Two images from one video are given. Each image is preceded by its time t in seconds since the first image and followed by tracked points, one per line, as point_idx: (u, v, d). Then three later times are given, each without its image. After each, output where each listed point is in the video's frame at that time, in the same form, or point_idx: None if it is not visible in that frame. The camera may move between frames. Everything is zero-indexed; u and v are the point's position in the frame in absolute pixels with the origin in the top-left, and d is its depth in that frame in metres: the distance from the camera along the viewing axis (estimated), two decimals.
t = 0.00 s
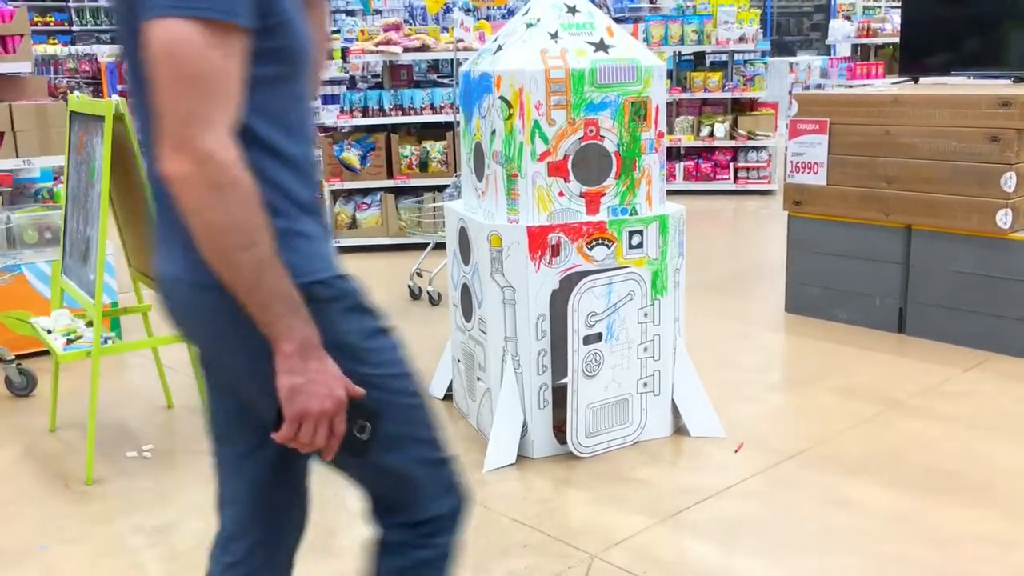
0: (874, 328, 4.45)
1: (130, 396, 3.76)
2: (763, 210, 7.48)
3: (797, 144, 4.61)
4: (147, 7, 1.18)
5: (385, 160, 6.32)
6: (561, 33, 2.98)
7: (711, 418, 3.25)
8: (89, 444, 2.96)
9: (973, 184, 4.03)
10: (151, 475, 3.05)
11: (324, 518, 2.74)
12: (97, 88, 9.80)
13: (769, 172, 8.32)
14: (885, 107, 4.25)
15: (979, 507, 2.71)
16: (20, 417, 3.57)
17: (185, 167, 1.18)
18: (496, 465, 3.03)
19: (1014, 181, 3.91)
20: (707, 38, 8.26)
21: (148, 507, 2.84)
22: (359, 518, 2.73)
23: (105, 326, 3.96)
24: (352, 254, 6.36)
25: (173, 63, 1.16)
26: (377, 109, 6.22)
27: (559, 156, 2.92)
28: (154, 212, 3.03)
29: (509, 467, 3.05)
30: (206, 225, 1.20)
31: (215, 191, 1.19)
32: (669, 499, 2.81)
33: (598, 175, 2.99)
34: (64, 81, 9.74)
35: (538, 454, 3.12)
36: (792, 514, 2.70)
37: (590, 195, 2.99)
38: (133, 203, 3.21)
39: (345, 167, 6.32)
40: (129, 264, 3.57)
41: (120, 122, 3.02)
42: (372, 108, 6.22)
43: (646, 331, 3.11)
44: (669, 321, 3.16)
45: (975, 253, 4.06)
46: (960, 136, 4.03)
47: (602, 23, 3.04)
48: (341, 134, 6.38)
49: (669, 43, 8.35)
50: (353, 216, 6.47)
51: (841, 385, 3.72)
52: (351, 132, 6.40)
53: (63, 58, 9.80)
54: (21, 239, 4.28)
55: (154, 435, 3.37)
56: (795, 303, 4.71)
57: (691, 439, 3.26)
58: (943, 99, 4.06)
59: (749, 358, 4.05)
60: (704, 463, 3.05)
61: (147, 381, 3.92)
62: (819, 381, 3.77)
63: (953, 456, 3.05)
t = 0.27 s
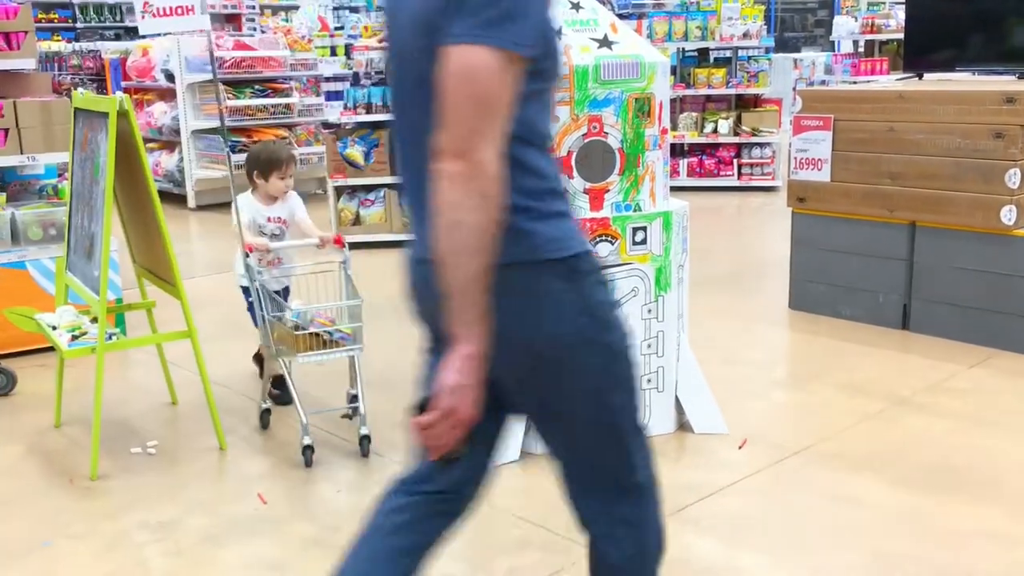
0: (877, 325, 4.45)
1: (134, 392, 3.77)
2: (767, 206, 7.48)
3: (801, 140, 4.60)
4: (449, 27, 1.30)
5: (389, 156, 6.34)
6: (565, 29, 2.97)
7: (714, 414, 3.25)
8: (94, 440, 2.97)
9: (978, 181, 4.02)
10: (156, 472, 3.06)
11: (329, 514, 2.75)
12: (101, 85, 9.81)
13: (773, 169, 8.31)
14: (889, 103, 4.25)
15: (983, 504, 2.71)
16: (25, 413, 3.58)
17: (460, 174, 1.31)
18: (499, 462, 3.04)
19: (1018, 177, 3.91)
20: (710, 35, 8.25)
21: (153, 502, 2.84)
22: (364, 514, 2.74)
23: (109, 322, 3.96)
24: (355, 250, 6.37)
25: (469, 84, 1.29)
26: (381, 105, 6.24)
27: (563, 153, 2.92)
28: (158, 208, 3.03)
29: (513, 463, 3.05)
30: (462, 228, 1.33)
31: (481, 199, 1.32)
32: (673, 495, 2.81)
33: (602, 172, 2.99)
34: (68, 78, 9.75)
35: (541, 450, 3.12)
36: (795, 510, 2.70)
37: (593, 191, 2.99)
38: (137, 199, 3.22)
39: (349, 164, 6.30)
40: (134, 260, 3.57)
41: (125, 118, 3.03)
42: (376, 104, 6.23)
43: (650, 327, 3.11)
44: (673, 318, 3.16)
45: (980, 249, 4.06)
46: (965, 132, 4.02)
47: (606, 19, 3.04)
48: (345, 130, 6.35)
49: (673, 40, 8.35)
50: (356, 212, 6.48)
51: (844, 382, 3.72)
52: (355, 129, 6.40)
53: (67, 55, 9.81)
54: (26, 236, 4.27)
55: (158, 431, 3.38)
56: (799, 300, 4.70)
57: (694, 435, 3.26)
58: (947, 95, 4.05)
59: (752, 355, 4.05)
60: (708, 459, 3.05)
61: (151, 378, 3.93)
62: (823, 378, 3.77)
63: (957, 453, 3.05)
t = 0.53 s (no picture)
0: (881, 322, 4.44)
1: (139, 391, 3.78)
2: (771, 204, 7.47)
3: (805, 138, 4.61)
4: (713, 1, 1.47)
5: (393, 155, 6.31)
6: (569, 28, 2.97)
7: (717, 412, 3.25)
8: (99, 438, 2.98)
9: (983, 178, 4.01)
10: (161, 470, 3.07)
11: (332, 513, 2.75)
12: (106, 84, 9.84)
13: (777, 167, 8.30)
14: (893, 101, 4.24)
15: (986, 502, 2.71)
16: (30, 412, 3.59)
17: (759, 121, 1.46)
18: (503, 460, 3.04)
19: None
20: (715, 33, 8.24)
21: (157, 501, 2.85)
22: (367, 512, 2.75)
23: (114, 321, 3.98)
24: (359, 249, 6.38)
25: (741, 48, 1.45)
26: (385, 104, 6.21)
27: (567, 151, 2.91)
28: (163, 207, 3.04)
29: (516, 461, 3.06)
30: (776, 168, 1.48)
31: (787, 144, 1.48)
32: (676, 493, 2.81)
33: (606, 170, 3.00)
34: (73, 77, 9.77)
35: (545, 448, 3.12)
36: (797, 509, 2.70)
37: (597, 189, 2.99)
38: (142, 198, 3.23)
39: (353, 162, 6.31)
40: (138, 259, 3.58)
41: (130, 117, 3.04)
42: (379, 103, 6.20)
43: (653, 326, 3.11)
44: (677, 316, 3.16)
45: (984, 247, 4.05)
46: (969, 130, 4.02)
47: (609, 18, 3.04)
48: (349, 129, 6.39)
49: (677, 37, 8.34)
50: (361, 210, 6.47)
51: (848, 380, 3.71)
52: (359, 128, 6.41)
53: (72, 54, 9.83)
54: (30, 235, 4.32)
55: (163, 430, 3.39)
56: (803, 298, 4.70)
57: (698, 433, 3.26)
58: (952, 93, 4.05)
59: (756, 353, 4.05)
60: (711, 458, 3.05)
61: (155, 376, 3.94)
62: (827, 376, 3.76)
63: (961, 451, 3.05)
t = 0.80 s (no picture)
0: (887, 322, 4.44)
1: (144, 390, 3.79)
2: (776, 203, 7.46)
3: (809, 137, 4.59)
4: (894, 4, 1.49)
5: (397, 154, 6.31)
6: (573, 27, 2.97)
7: (721, 412, 3.25)
8: (104, 438, 2.99)
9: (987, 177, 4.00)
10: (166, 469, 3.07)
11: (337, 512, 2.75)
12: (111, 84, 9.86)
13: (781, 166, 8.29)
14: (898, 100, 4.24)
15: (992, 502, 2.70)
16: (35, 411, 3.60)
17: (951, 110, 1.48)
18: (507, 459, 3.04)
19: None
20: (719, 32, 8.24)
21: (162, 500, 2.86)
22: (372, 512, 2.74)
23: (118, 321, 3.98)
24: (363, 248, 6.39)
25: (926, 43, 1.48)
26: (389, 104, 6.21)
27: (570, 150, 2.92)
28: (168, 207, 3.04)
29: (521, 461, 3.06)
30: (967, 154, 1.51)
31: (979, 130, 1.50)
32: (681, 493, 2.81)
33: (610, 169, 2.99)
34: (78, 78, 9.79)
35: (550, 448, 3.12)
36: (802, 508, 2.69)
37: (601, 188, 2.99)
38: (147, 198, 3.23)
39: (357, 162, 6.31)
40: (143, 259, 3.59)
41: (134, 117, 3.04)
42: (383, 103, 6.21)
43: (658, 325, 3.11)
44: (681, 316, 3.15)
45: (988, 246, 4.04)
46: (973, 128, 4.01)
47: (613, 17, 3.04)
48: (353, 129, 6.40)
49: (681, 36, 8.33)
50: (365, 210, 6.48)
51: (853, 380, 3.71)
52: (363, 128, 6.41)
53: (77, 54, 9.85)
54: (36, 235, 4.31)
55: (168, 429, 3.39)
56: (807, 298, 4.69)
57: (702, 433, 3.25)
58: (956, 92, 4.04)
59: (760, 352, 4.05)
60: (716, 458, 3.05)
61: (160, 376, 3.95)
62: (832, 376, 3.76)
63: (966, 451, 3.04)
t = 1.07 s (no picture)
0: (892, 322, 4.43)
1: (149, 390, 3.80)
2: (780, 204, 7.46)
3: (814, 137, 4.59)
4: None
5: (402, 154, 6.33)
6: (576, 27, 2.98)
7: (725, 412, 3.25)
8: (110, 437, 3.00)
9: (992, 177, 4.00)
10: (171, 469, 3.08)
11: (342, 512, 2.76)
12: (116, 84, 9.88)
13: (786, 166, 8.28)
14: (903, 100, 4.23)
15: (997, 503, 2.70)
16: (41, 411, 3.61)
17: None
18: (511, 459, 3.04)
19: None
20: (723, 32, 8.23)
21: (167, 499, 2.87)
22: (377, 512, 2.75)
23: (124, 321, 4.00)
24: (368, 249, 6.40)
25: None
26: (393, 104, 6.21)
27: (575, 150, 2.93)
28: (173, 207, 3.05)
29: (525, 461, 3.06)
30: None
31: None
32: (685, 493, 2.81)
33: (614, 169, 2.99)
34: (83, 78, 9.82)
35: (554, 448, 3.13)
36: (806, 508, 2.70)
37: (605, 188, 2.99)
38: (152, 198, 3.24)
39: (362, 162, 6.32)
40: (148, 258, 3.60)
41: (140, 118, 3.05)
42: (388, 103, 6.20)
43: (661, 325, 3.12)
44: (685, 316, 3.15)
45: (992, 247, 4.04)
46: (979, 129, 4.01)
47: (617, 17, 3.04)
48: (358, 128, 6.37)
49: (686, 36, 8.32)
50: (369, 210, 6.49)
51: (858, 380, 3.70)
52: (368, 128, 6.42)
53: (82, 55, 9.88)
54: (42, 235, 4.32)
55: (172, 428, 3.41)
56: (811, 298, 4.69)
57: (706, 433, 3.25)
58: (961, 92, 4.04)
59: (764, 352, 4.05)
60: (720, 458, 3.05)
61: (165, 376, 3.96)
62: (836, 375, 3.76)
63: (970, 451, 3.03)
